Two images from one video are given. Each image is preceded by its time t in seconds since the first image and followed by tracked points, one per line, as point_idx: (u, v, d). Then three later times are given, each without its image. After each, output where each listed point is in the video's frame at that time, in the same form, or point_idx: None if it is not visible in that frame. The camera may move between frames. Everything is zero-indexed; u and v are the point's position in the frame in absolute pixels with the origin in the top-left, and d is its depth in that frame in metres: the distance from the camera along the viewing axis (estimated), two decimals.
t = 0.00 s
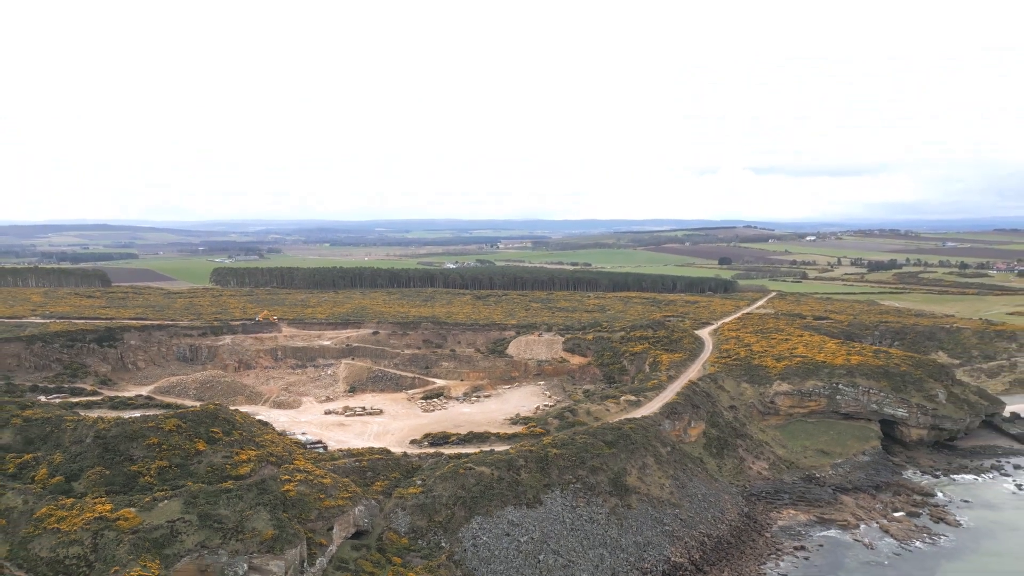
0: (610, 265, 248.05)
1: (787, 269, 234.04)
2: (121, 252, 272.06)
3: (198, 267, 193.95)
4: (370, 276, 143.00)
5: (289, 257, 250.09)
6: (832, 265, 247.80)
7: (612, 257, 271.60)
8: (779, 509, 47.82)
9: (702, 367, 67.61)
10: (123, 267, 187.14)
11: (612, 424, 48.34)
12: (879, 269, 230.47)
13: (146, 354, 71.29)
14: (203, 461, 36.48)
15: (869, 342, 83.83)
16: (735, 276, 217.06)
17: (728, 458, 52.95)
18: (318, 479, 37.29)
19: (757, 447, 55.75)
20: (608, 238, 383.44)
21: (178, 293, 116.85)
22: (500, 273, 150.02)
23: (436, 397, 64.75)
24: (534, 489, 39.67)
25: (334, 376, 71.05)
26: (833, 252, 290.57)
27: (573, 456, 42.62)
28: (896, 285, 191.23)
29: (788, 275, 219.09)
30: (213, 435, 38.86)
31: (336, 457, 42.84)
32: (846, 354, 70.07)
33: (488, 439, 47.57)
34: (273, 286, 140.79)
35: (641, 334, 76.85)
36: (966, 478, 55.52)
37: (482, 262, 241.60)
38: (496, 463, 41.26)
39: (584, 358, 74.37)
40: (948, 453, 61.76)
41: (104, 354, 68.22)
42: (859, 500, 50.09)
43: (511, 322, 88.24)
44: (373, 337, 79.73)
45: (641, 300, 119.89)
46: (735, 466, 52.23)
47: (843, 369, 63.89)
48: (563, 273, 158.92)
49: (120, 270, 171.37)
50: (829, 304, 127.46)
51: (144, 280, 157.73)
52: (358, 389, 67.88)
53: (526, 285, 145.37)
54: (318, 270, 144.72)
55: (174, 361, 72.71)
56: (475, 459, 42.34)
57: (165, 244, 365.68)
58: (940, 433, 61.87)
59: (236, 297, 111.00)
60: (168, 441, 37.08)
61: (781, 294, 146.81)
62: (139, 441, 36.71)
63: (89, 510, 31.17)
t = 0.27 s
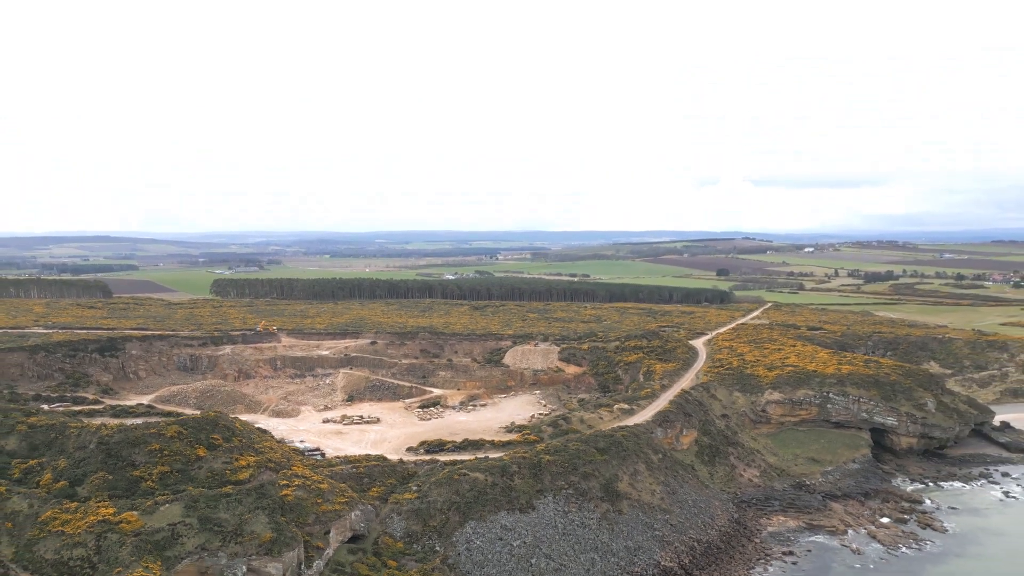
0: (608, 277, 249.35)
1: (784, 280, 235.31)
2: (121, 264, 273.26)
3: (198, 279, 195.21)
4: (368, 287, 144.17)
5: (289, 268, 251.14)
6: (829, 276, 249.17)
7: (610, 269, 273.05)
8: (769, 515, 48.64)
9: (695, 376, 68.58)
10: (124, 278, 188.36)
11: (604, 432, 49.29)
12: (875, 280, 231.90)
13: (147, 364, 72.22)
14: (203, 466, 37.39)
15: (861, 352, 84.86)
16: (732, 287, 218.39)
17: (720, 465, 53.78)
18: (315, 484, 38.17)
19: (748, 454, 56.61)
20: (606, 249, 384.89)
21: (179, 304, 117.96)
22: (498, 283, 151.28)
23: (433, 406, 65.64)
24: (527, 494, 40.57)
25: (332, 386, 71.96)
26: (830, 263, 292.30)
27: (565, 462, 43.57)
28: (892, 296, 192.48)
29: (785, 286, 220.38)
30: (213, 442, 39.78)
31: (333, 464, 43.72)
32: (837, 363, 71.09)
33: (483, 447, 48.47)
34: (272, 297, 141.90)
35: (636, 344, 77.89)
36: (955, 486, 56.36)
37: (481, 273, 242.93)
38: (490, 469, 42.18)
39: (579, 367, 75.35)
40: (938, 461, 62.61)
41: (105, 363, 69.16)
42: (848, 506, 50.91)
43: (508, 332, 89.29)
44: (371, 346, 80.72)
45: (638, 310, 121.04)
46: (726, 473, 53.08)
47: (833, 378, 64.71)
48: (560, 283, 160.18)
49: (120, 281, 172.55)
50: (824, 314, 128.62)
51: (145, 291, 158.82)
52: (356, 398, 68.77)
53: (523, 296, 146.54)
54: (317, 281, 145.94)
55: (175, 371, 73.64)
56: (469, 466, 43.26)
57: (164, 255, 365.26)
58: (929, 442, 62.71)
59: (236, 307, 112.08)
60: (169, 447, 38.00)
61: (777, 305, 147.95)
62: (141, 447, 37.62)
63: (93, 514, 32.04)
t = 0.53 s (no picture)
0: (605, 287, 250.94)
1: (781, 291, 236.62)
2: (122, 276, 274.74)
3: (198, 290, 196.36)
4: (368, 298, 145.36)
5: (289, 280, 252.04)
6: (826, 287, 250.62)
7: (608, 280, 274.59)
8: (760, 522, 49.43)
9: (688, 386, 69.54)
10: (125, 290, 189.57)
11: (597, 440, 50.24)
12: (872, 291, 233.13)
13: (148, 374, 73.17)
14: (203, 473, 38.29)
15: (854, 362, 85.88)
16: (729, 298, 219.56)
17: (712, 473, 54.59)
18: (312, 490, 39.03)
19: (740, 462, 57.46)
20: (604, 261, 385.99)
21: (179, 314, 119.01)
22: (496, 294, 152.48)
23: (430, 415, 66.52)
24: (520, 500, 41.51)
25: (331, 395, 72.86)
26: (826, 274, 293.97)
27: (558, 469, 44.51)
28: (888, 307, 193.63)
29: (781, 297, 221.62)
30: (213, 449, 40.71)
31: (331, 471, 44.60)
32: (828, 373, 72.08)
33: (478, 454, 49.37)
34: (272, 307, 143.01)
35: (630, 354, 78.91)
36: (943, 493, 57.17)
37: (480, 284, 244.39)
38: (483, 475, 43.09)
39: (575, 377, 76.34)
40: (928, 469, 63.44)
41: (107, 373, 70.10)
42: (837, 513, 51.72)
43: (505, 342, 90.32)
44: (369, 356, 81.75)
45: (634, 321, 122.20)
46: (718, 481, 53.90)
47: (824, 388, 65.63)
48: (558, 294, 161.37)
49: (121, 293, 173.68)
50: (819, 325, 129.72)
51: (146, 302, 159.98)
52: (354, 407, 69.66)
53: (521, 307, 147.69)
54: (316, 293, 147.11)
55: (175, 381, 74.56)
56: (464, 472, 44.17)
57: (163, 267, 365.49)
58: (920, 450, 63.48)
59: (235, 318, 113.08)
60: (170, 453, 38.95)
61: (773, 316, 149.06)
62: (142, 453, 38.55)
63: (96, 518, 32.93)
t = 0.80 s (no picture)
0: (604, 297, 252.01)
1: (779, 300, 237.67)
2: (123, 285, 275.83)
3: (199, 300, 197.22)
4: (367, 307, 146.44)
5: (289, 289, 252.78)
6: (824, 297, 251.67)
7: (607, 289, 275.85)
8: (752, 528, 50.13)
9: (683, 394, 70.37)
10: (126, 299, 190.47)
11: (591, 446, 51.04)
12: (869, 301, 234.12)
13: (149, 382, 73.93)
14: (203, 478, 39.06)
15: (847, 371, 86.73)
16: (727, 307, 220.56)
17: (705, 480, 55.30)
18: (310, 495, 39.78)
19: (733, 469, 58.19)
20: (603, 271, 386.93)
21: (179, 324, 119.90)
22: (494, 303, 153.51)
23: (427, 423, 67.29)
24: (515, 505, 42.28)
25: (330, 403, 73.65)
26: (824, 284, 295.28)
27: (552, 475, 45.31)
28: (885, 317, 194.63)
29: (779, 307, 222.59)
30: (213, 455, 41.50)
31: (329, 477, 45.37)
32: (821, 381, 72.90)
33: (474, 461, 50.14)
34: (272, 317, 143.96)
35: (626, 362, 79.81)
36: (934, 500, 57.87)
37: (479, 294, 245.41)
38: (479, 481, 43.88)
39: (571, 385, 77.19)
40: (920, 476, 64.17)
41: (108, 382, 70.87)
42: (829, 520, 52.42)
43: (502, 351, 91.20)
44: (368, 365, 82.62)
45: (631, 330, 123.15)
46: (711, 487, 54.58)
47: (817, 396, 66.44)
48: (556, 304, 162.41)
49: (122, 302, 174.56)
50: (815, 334, 130.62)
51: (146, 312, 160.83)
52: (353, 415, 70.43)
53: (519, 316, 148.73)
54: (316, 302, 148.14)
55: (176, 389, 75.34)
56: (460, 478, 44.96)
57: (162, 277, 365.35)
58: (912, 458, 64.14)
59: (235, 327, 114.00)
60: (171, 459, 39.74)
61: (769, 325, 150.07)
62: (144, 458, 39.33)
63: (98, 521, 33.68)
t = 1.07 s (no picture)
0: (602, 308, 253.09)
1: (776, 312, 238.82)
2: (124, 297, 277.09)
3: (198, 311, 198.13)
4: (366, 318, 147.54)
5: (287, 301, 253.29)
6: (821, 309, 252.83)
7: (605, 300, 277.14)
8: (743, 535, 50.91)
9: (676, 403, 71.30)
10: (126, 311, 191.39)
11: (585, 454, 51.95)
12: (866, 312, 235.24)
13: (150, 392, 74.80)
14: (203, 485, 39.92)
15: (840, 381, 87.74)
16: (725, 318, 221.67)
17: (697, 488, 56.09)
18: (308, 502, 40.64)
19: (725, 477, 59.02)
20: (603, 282, 388.21)
21: (180, 335, 120.84)
22: (492, 314, 154.57)
23: (424, 432, 68.15)
24: (508, 512, 43.15)
25: (328, 413, 74.51)
26: (821, 295, 296.62)
27: (546, 482, 46.21)
28: (881, 328, 195.71)
29: (776, 318, 223.74)
30: (213, 462, 42.38)
31: (326, 484, 46.23)
32: (813, 391, 73.89)
33: (469, 468, 51.00)
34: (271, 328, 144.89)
35: (621, 372, 80.79)
36: (924, 508, 58.68)
37: (478, 305, 246.38)
38: (473, 488, 44.78)
39: (566, 395, 78.12)
40: (910, 485, 64.99)
41: (110, 392, 71.72)
42: (819, 527, 53.21)
43: (499, 361, 92.16)
44: (366, 375, 83.57)
45: (627, 341, 124.15)
46: (703, 495, 55.40)
47: (809, 405, 67.36)
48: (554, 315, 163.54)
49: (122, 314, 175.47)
50: (811, 345, 131.74)
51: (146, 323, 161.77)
52: (350, 424, 71.27)
53: (517, 327, 149.76)
54: (315, 313, 149.21)
55: (176, 399, 76.19)
56: (455, 485, 45.83)
57: (160, 288, 366.28)
58: (902, 466, 65.00)
59: (235, 338, 115.00)
60: (172, 466, 40.62)
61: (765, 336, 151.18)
62: (145, 465, 40.23)
63: (101, 526, 34.53)
